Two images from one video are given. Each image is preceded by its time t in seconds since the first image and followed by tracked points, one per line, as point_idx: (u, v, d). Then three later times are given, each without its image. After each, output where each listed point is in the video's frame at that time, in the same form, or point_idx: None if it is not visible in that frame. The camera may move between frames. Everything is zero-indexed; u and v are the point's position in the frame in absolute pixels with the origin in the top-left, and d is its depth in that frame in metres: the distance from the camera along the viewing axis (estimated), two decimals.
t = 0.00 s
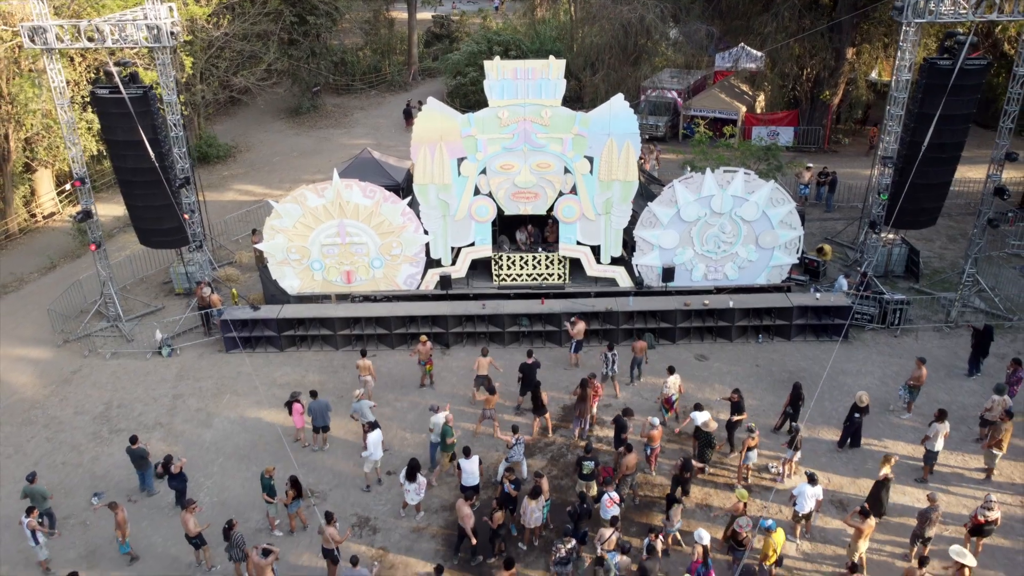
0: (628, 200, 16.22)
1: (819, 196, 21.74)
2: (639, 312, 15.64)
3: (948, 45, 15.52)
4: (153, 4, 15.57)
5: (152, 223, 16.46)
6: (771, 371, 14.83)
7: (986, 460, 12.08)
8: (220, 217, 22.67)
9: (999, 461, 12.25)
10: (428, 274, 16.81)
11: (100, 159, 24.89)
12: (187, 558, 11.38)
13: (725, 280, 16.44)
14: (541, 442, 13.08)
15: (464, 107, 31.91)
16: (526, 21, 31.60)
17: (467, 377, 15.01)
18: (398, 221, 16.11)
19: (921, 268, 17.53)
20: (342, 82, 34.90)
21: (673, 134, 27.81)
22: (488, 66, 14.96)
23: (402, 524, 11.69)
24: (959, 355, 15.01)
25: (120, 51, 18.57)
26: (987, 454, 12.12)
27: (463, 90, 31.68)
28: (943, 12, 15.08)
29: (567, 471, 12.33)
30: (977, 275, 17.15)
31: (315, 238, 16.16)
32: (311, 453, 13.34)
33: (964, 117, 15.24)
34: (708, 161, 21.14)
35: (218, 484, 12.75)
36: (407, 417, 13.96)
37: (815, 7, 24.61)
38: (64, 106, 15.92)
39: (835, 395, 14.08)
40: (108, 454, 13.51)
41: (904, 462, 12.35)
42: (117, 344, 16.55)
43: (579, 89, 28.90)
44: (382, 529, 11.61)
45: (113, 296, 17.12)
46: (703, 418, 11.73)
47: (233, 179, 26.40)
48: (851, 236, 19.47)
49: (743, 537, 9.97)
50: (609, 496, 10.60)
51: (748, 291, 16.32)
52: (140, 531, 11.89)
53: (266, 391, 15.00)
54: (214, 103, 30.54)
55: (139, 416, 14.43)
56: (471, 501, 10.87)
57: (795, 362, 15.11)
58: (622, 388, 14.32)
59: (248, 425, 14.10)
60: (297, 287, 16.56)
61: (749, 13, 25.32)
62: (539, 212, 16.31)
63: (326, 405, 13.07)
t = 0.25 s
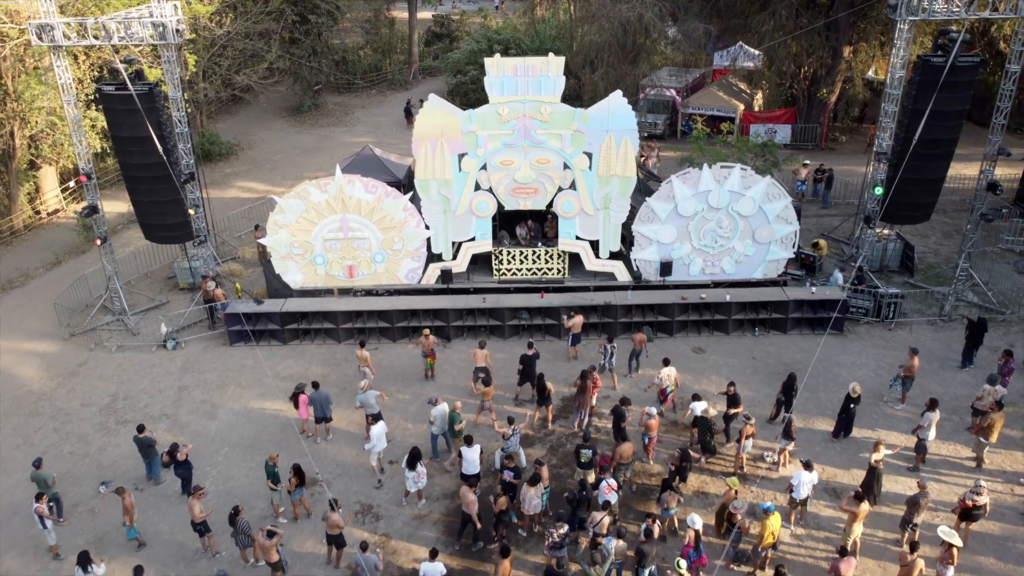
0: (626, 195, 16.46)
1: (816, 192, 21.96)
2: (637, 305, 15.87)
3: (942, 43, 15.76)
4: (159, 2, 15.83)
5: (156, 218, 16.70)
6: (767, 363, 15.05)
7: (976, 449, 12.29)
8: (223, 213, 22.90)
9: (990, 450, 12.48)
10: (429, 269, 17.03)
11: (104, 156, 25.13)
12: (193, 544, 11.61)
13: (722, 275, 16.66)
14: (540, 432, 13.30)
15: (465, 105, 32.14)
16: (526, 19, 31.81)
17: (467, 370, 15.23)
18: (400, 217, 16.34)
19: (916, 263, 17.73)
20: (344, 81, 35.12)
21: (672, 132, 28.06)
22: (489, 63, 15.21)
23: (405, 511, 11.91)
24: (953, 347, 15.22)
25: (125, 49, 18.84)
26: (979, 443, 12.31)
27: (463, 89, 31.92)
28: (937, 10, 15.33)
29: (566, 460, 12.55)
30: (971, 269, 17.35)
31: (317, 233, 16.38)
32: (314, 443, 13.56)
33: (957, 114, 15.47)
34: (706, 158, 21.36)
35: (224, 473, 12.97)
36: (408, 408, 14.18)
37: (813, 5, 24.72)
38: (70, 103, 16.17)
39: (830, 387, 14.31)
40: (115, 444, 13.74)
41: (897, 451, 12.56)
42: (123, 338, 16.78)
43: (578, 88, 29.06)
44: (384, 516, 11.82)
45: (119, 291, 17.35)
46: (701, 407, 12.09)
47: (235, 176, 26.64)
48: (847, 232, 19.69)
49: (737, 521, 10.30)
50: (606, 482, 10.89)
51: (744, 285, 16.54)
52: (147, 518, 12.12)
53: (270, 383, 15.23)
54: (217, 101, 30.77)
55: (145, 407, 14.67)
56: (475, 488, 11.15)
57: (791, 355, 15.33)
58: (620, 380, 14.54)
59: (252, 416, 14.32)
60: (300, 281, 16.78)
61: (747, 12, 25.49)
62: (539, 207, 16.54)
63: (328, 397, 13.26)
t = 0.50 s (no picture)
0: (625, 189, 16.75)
1: (812, 188, 22.24)
2: (635, 298, 16.16)
3: (934, 40, 16.03)
4: None
5: (163, 212, 17.00)
6: (763, 354, 15.34)
7: (966, 436, 12.60)
8: (227, 209, 23.20)
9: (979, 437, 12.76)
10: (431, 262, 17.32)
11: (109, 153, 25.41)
12: (201, 527, 11.90)
13: (718, 268, 16.95)
14: (540, 420, 13.59)
15: (465, 103, 32.48)
16: (526, 18, 32.09)
17: (468, 360, 15.52)
18: (402, 210, 16.62)
19: (909, 257, 18.04)
20: (345, 79, 35.40)
21: (670, 129, 28.38)
22: (490, 60, 15.49)
23: (407, 496, 12.20)
24: (945, 338, 15.50)
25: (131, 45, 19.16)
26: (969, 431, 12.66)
27: (464, 87, 32.32)
28: (929, 7, 15.64)
29: (565, 447, 12.84)
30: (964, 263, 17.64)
31: (321, 226, 16.67)
32: (318, 430, 13.84)
33: (949, 109, 15.72)
34: (703, 153, 21.66)
35: (230, 459, 13.26)
36: (411, 397, 14.47)
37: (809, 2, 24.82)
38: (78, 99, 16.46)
39: (824, 377, 14.59)
40: (123, 432, 14.03)
41: (889, 438, 12.85)
42: (130, 330, 17.07)
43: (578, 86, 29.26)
44: (388, 501, 12.11)
45: (125, 284, 17.64)
46: (698, 395, 12.41)
47: (238, 173, 26.94)
48: (842, 227, 19.98)
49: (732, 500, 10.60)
50: (604, 466, 11.23)
51: (740, 278, 16.83)
52: (156, 503, 12.41)
53: (274, 373, 15.52)
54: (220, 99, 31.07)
55: (152, 397, 14.97)
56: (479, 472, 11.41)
57: (786, 346, 15.61)
58: (618, 370, 14.82)
59: (257, 405, 14.60)
60: (304, 274, 17.07)
61: (745, 10, 25.70)
62: (539, 201, 16.82)
63: (329, 386, 13.54)
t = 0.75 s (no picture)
0: (623, 184, 17.06)
1: (808, 183, 22.53)
2: (633, 290, 16.46)
3: (926, 37, 16.39)
4: None
5: (169, 206, 17.30)
6: (758, 345, 15.64)
7: (955, 422, 12.92)
8: (230, 205, 23.50)
9: (968, 424, 13.06)
10: (433, 255, 17.62)
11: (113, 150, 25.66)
12: (208, 510, 12.19)
13: (715, 261, 17.25)
14: (540, 408, 13.88)
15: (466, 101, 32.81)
16: (526, 16, 32.39)
17: (469, 351, 15.81)
18: (404, 204, 16.92)
19: (903, 251, 18.33)
20: (346, 77, 35.69)
21: (669, 126, 28.69)
22: (490, 56, 15.76)
23: (410, 481, 12.49)
24: (937, 329, 15.79)
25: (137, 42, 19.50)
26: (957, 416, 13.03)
27: (465, 84, 32.64)
28: (921, 4, 16.00)
29: (564, 434, 13.13)
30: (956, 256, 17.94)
31: (324, 220, 16.97)
32: (322, 419, 14.13)
33: (941, 105, 16.05)
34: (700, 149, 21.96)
35: (236, 446, 13.55)
36: (413, 387, 14.77)
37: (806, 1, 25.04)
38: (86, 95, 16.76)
39: (818, 367, 14.88)
40: (132, 420, 14.33)
41: (881, 425, 13.14)
42: (136, 322, 17.37)
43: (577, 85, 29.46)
44: (391, 485, 12.40)
45: (132, 277, 17.94)
46: (695, 383, 12.85)
47: (241, 169, 27.24)
48: (837, 222, 20.28)
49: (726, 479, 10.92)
50: (602, 451, 11.50)
51: (737, 271, 17.13)
52: (164, 488, 12.70)
53: (279, 363, 15.81)
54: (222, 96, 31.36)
55: (159, 386, 15.26)
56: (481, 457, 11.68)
57: (781, 337, 15.90)
58: (616, 360, 15.12)
59: (262, 394, 14.90)
60: (308, 267, 17.37)
61: (742, 8, 25.84)
62: (538, 195, 17.12)
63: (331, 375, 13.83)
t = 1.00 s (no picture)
0: (621, 177, 17.45)
1: (804, 178, 22.88)
2: (630, 280, 16.83)
3: (917, 33, 16.76)
4: None
5: (177, 199, 17.68)
6: (752, 334, 16.02)
7: (943, 408, 13.27)
8: (235, 200, 23.88)
9: (956, 409, 13.42)
10: (435, 247, 18.00)
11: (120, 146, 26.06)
12: (218, 491, 12.57)
13: (711, 253, 17.62)
14: (539, 394, 14.25)
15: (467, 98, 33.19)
16: (526, 14, 32.76)
17: (471, 340, 16.19)
18: (407, 197, 17.29)
19: (896, 244, 18.70)
20: (348, 75, 36.03)
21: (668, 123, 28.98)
22: (491, 52, 16.13)
23: (414, 463, 12.86)
24: (928, 319, 16.15)
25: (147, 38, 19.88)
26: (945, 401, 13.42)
27: (466, 82, 32.97)
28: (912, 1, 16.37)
29: (563, 419, 13.50)
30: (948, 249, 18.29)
31: (329, 213, 17.34)
32: (328, 405, 14.50)
33: (932, 100, 16.42)
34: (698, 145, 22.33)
35: (245, 431, 13.93)
36: (416, 373, 15.13)
37: None
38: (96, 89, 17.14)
39: (811, 355, 15.26)
40: (142, 406, 14.71)
41: (872, 410, 13.51)
42: (144, 312, 17.74)
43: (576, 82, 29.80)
44: (395, 467, 12.78)
45: (140, 268, 18.31)
46: (689, 368, 13.18)
47: (245, 165, 27.61)
48: (832, 216, 20.65)
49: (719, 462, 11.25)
50: (599, 433, 11.83)
51: (732, 262, 17.50)
52: (175, 470, 13.09)
53: (284, 352, 16.18)
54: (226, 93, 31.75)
55: (168, 374, 15.64)
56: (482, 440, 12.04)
57: (775, 326, 16.27)
58: (614, 348, 15.49)
59: (269, 381, 15.27)
60: (312, 259, 17.75)
61: (739, 6, 25.83)
62: (538, 188, 17.50)
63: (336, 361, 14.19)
